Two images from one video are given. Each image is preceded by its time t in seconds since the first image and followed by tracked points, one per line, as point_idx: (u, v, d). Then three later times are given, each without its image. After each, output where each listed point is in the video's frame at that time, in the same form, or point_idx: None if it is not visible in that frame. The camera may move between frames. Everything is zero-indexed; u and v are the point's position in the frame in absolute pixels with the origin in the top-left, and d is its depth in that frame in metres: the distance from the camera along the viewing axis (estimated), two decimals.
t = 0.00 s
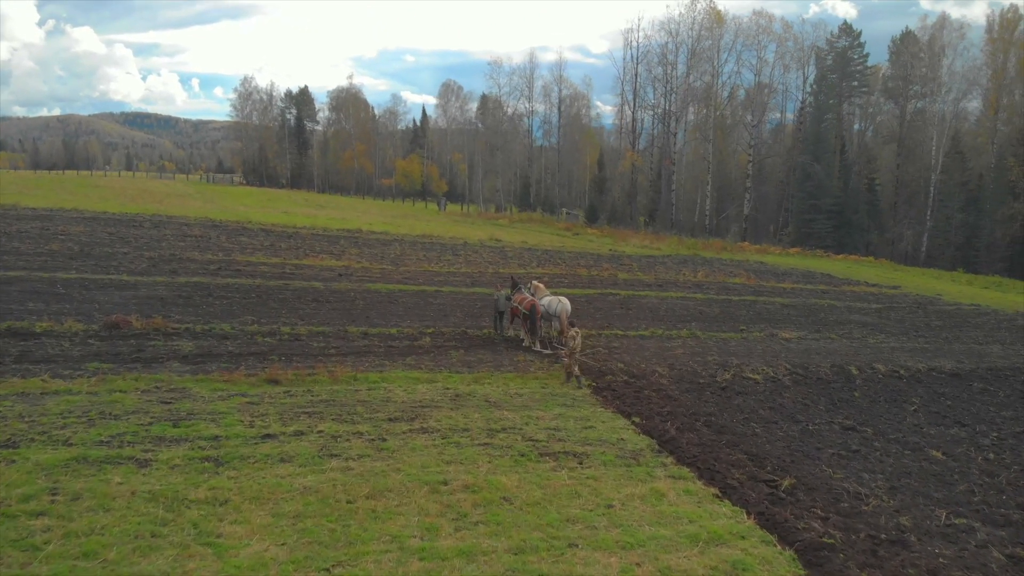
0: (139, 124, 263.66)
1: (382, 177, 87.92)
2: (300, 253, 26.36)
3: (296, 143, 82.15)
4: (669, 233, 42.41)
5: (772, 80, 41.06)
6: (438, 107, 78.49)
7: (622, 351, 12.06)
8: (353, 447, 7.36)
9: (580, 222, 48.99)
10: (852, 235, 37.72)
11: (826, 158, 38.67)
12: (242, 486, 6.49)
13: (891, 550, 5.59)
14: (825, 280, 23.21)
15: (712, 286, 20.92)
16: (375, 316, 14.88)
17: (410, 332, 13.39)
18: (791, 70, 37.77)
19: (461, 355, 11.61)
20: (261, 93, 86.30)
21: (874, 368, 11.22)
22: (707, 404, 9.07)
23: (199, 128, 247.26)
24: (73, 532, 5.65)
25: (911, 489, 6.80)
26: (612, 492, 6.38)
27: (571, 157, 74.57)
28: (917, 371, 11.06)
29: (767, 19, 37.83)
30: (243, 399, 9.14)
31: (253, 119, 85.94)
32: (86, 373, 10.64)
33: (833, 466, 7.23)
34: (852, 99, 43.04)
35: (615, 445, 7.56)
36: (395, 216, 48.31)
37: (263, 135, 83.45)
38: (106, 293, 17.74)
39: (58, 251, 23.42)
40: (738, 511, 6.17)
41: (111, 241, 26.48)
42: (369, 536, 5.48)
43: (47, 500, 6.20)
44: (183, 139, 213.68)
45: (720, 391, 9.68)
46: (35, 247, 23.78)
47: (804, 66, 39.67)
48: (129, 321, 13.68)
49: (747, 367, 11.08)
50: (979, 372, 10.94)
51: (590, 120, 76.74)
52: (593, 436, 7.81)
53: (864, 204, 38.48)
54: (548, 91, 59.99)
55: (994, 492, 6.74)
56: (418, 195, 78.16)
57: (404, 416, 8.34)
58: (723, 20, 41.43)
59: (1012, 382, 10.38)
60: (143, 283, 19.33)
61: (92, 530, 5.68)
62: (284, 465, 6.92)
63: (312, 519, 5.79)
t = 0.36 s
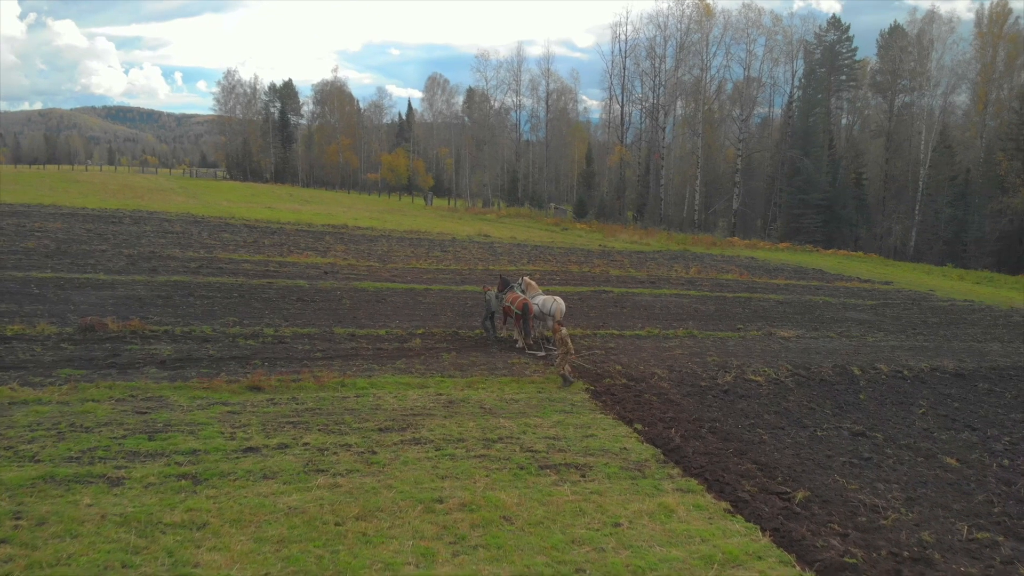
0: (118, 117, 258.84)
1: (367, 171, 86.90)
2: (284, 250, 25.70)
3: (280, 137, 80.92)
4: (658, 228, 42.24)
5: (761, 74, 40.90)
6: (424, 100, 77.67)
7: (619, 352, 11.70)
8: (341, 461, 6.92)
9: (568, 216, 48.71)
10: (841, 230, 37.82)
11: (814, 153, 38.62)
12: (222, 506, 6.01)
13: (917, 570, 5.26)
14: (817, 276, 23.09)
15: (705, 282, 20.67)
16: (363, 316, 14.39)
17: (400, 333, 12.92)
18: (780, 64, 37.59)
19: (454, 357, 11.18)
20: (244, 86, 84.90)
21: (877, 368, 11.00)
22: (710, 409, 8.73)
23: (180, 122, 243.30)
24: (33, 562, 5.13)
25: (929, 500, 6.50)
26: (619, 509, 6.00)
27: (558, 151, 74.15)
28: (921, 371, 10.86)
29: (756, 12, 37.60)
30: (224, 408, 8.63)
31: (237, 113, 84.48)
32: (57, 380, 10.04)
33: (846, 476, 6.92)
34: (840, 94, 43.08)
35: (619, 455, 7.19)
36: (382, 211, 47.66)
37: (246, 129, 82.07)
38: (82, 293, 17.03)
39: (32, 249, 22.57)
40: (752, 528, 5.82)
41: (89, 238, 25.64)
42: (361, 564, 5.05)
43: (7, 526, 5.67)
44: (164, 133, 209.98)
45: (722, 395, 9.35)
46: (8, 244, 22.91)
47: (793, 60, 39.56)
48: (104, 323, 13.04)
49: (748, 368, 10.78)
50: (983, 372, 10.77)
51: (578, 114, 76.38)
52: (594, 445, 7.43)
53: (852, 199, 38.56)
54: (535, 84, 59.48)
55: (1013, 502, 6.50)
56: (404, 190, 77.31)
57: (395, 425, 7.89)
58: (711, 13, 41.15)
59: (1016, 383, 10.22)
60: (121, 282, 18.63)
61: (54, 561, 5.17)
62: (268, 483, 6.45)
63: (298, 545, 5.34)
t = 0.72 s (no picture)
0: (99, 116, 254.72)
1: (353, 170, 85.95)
2: (269, 252, 25.08)
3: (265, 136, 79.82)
4: (648, 228, 42.06)
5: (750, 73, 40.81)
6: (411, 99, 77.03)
7: (617, 358, 11.33)
8: (330, 482, 6.46)
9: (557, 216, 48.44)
10: (830, 229, 37.91)
11: (804, 152, 38.62)
12: (200, 537, 5.52)
13: None
14: (810, 276, 22.96)
15: (698, 284, 20.42)
16: (350, 321, 13.91)
17: (390, 339, 12.46)
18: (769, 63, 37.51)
19: (446, 366, 10.74)
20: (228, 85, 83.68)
21: (880, 373, 10.78)
22: (715, 420, 8.39)
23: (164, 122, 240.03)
24: None
25: (949, 518, 6.21)
26: (629, 534, 5.60)
27: (547, 151, 73.85)
28: (925, 376, 10.66)
29: (746, 11, 37.48)
30: (204, 425, 8.13)
31: (221, 112, 83.25)
32: (25, 393, 9.45)
33: (862, 494, 6.60)
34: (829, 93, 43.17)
35: (625, 472, 6.81)
36: (369, 211, 47.00)
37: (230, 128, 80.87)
38: (57, 299, 16.35)
39: (6, 252, 21.78)
40: (770, 552, 5.47)
41: (66, 240, 24.82)
42: None
43: None
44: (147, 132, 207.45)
45: (726, 405, 9.01)
46: None
47: (782, 59, 39.51)
48: (78, 331, 12.41)
49: (749, 375, 10.47)
50: (987, 377, 10.60)
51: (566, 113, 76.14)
52: (598, 461, 7.05)
53: (841, 198, 38.66)
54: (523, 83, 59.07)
55: None
56: (391, 189, 76.52)
57: (387, 442, 7.45)
58: (700, 11, 41.00)
59: (1023, 388, 10.04)
60: (98, 286, 17.96)
61: None
62: (251, 510, 5.97)
63: None
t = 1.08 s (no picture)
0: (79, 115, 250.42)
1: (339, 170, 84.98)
2: (253, 254, 24.43)
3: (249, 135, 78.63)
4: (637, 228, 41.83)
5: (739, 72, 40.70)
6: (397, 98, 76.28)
7: (616, 366, 10.93)
8: (317, 509, 5.99)
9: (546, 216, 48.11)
10: (819, 229, 37.98)
11: (793, 151, 38.59)
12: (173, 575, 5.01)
13: None
14: (803, 277, 22.79)
15: (692, 286, 20.13)
16: (337, 327, 13.37)
17: (379, 347, 11.95)
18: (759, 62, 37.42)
19: (439, 375, 10.26)
20: (212, 83, 82.39)
21: (885, 379, 10.53)
22: (721, 433, 8.03)
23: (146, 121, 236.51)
24: None
25: (974, 539, 5.91)
26: (642, 564, 5.20)
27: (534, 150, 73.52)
28: (931, 382, 10.42)
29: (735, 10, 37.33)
30: (182, 444, 7.61)
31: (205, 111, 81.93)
32: None
33: (882, 513, 6.27)
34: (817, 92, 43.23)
35: (632, 493, 6.42)
36: (356, 211, 46.29)
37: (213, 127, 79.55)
38: (30, 305, 15.63)
39: None
40: None
41: (41, 242, 23.98)
42: None
43: None
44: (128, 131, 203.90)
45: (731, 416, 8.67)
46: None
47: (771, 59, 39.43)
48: (50, 341, 11.75)
49: (753, 382, 10.15)
50: (993, 383, 10.40)
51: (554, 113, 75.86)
52: (602, 481, 6.65)
53: (829, 198, 38.75)
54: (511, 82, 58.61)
55: None
56: (377, 189, 75.73)
57: (377, 461, 7.00)
58: (689, 10, 40.78)
59: None
60: (73, 291, 17.23)
61: None
62: (230, 543, 5.47)
63: None
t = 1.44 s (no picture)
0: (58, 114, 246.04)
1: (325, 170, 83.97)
2: (236, 257, 23.78)
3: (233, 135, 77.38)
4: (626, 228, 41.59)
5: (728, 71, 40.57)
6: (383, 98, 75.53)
7: (614, 374, 10.55)
8: (303, 541, 5.51)
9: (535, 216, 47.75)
10: (808, 229, 38.04)
11: (782, 151, 38.55)
12: None
13: None
14: (795, 279, 22.64)
15: (685, 288, 19.85)
16: (324, 334, 12.85)
17: (367, 355, 11.43)
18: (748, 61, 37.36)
19: (430, 386, 9.81)
20: (196, 82, 81.16)
21: (890, 386, 10.27)
22: (727, 448, 7.66)
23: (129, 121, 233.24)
24: None
25: (1002, 563, 5.60)
26: None
27: (522, 150, 73.18)
28: (937, 389, 10.19)
29: (725, 9, 37.17)
30: (157, 467, 7.10)
31: (188, 111, 80.56)
32: None
33: (902, 535, 5.96)
34: (805, 92, 43.28)
35: (640, 516, 6.04)
36: (342, 211, 45.57)
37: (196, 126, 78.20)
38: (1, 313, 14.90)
39: None
40: None
41: (15, 245, 23.14)
42: None
43: None
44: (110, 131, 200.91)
45: (736, 428, 8.32)
46: None
47: (760, 58, 39.35)
48: (19, 352, 11.08)
49: (756, 391, 9.82)
50: (999, 391, 10.20)
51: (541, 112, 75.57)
52: (607, 503, 6.26)
53: (818, 198, 38.81)
54: (498, 81, 58.15)
55: None
56: (363, 189, 74.88)
57: (366, 485, 6.55)
58: (679, 9, 40.59)
59: None
60: (47, 298, 16.50)
61: None
62: None
63: None
